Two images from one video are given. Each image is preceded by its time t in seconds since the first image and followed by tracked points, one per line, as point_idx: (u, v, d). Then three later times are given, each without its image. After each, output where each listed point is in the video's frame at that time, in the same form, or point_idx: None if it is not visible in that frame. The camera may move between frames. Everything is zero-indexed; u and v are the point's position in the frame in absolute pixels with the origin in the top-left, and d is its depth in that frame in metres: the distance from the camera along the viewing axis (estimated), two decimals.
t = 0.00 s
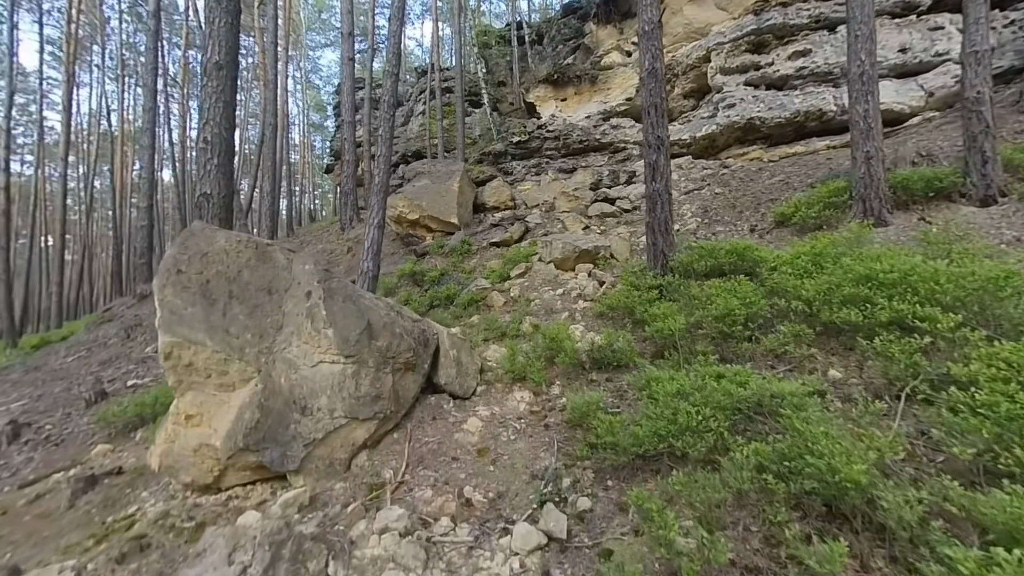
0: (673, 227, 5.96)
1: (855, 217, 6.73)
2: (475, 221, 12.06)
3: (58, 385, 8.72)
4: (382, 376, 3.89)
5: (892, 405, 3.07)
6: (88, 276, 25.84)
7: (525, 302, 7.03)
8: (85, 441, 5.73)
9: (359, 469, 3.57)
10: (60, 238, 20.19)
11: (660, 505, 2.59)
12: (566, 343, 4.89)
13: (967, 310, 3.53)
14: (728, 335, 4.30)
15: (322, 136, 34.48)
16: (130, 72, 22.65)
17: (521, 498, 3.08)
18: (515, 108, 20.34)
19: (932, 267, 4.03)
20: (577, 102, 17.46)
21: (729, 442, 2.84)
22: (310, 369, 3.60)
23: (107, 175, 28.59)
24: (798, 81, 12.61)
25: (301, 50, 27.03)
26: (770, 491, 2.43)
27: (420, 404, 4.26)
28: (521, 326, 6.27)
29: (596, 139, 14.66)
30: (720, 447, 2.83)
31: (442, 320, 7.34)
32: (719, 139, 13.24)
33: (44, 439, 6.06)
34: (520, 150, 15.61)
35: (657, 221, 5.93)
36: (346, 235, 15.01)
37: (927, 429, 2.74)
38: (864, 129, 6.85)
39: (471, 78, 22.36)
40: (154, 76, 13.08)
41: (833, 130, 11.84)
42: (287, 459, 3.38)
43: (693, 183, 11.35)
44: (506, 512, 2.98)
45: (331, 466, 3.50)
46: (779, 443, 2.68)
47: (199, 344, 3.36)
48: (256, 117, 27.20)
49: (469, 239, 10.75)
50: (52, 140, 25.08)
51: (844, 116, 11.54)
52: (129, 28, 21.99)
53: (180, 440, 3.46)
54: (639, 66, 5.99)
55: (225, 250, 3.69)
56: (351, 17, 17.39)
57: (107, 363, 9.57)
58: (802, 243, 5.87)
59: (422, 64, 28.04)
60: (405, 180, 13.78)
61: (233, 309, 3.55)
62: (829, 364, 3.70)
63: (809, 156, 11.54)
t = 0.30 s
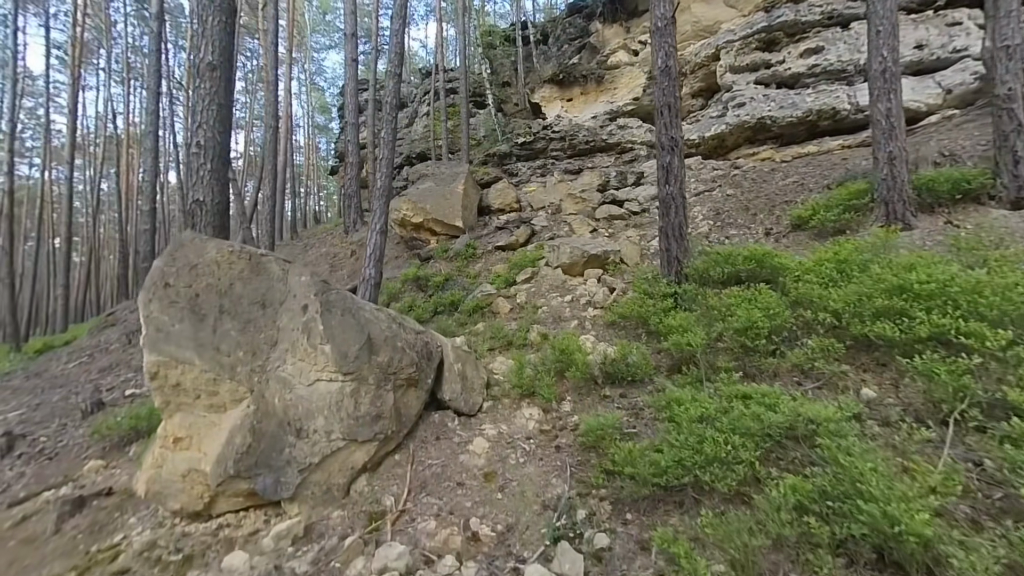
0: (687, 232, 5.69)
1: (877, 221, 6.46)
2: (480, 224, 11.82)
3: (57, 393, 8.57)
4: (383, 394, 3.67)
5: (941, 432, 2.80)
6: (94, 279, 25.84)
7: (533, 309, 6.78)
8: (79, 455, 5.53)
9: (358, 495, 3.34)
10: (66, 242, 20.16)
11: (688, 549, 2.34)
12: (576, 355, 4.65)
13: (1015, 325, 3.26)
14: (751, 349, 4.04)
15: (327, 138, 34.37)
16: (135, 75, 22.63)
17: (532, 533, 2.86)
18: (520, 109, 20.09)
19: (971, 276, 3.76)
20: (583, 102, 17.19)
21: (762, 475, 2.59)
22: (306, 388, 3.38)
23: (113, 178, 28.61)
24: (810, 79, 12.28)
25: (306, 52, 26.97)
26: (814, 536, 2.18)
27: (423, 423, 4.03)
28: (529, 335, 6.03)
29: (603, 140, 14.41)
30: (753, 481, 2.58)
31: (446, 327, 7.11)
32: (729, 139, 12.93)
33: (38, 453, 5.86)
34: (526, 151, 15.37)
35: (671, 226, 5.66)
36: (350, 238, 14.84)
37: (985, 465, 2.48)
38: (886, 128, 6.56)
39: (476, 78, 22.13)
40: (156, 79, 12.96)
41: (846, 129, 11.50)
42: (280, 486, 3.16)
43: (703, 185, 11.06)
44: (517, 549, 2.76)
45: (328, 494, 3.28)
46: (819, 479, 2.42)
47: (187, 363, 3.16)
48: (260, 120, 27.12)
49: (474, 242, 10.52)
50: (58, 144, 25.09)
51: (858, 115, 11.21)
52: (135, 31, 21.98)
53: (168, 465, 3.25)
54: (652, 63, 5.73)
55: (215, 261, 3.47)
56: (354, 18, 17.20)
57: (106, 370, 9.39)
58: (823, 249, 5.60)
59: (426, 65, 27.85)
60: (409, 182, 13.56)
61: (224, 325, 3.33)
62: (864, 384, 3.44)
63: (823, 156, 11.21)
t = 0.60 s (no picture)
0: (704, 232, 5.43)
1: (902, 220, 6.18)
2: (487, 224, 11.58)
3: (58, 398, 8.44)
4: (384, 406, 3.46)
5: (999, 455, 2.55)
6: (102, 281, 25.92)
7: (541, 312, 6.55)
8: (75, 463, 5.36)
9: (358, 515, 3.13)
10: (74, 244, 20.19)
11: None
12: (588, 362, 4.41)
13: None
14: (777, 357, 3.79)
15: (333, 139, 34.26)
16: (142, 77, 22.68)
17: (548, 561, 2.64)
18: (526, 108, 19.84)
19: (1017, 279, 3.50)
20: (590, 100, 16.92)
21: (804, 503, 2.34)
22: (303, 400, 3.18)
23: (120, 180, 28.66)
24: (823, 75, 11.94)
25: (312, 54, 26.92)
26: None
27: (428, 434, 3.82)
28: (538, 340, 5.80)
29: (610, 138, 14.16)
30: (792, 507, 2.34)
31: (453, 331, 6.90)
32: (740, 137, 12.61)
33: (34, 461, 5.70)
34: (532, 150, 15.13)
35: (688, 225, 5.39)
36: (355, 239, 14.67)
37: None
38: (912, 123, 6.27)
39: (481, 78, 21.90)
40: (162, 81, 12.90)
41: (862, 125, 11.15)
42: (275, 506, 2.95)
43: (715, 183, 10.77)
44: None
45: (326, 513, 3.07)
46: (869, 509, 2.19)
47: (176, 374, 2.96)
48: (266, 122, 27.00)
49: (480, 243, 10.31)
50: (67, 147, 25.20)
51: (874, 111, 10.86)
52: (143, 34, 22.05)
53: (157, 482, 3.05)
54: (667, 57, 5.48)
55: (208, 264, 3.27)
56: (359, 17, 17.00)
57: (109, 374, 9.26)
58: (848, 249, 5.33)
59: (431, 65, 27.68)
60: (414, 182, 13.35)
61: (216, 333, 3.14)
62: (905, 397, 3.19)
63: (839, 153, 10.87)
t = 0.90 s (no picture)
0: (720, 231, 5.16)
1: (928, 218, 5.90)
2: (492, 224, 11.35)
3: (57, 401, 8.32)
4: (382, 417, 3.25)
5: None
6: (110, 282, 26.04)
7: (548, 315, 6.32)
8: (68, 471, 5.20)
9: (352, 536, 2.91)
10: (81, 246, 20.26)
11: None
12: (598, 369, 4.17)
13: None
14: (804, 365, 3.52)
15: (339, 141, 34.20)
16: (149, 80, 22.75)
17: None
18: (532, 107, 19.58)
19: None
20: (597, 98, 16.52)
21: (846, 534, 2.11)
22: (294, 412, 2.97)
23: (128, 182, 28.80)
24: (838, 70, 11.60)
25: (319, 55, 26.85)
26: None
27: (429, 447, 3.59)
28: (544, 344, 5.56)
29: (618, 137, 13.89)
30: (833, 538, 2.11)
31: (457, 334, 6.68)
32: (750, 134, 12.28)
33: (28, 468, 5.55)
34: (538, 149, 14.89)
35: (703, 224, 5.12)
36: (359, 240, 14.51)
37: None
38: (939, 116, 5.98)
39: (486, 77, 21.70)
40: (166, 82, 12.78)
41: (877, 121, 10.80)
42: (262, 527, 2.73)
43: (727, 181, 10.47)
44: None
45: (318, 534, 2.85)
46: (923, 545, 1.95)
47: (156, 385, 2.76)
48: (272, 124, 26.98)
49: (485, 243, 10.09)
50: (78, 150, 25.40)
51: (891, 107, 10.53)
52: (150, 37, 22.12)
53: (138, 499, 2.84)
54: (680, 47, 5.24)
55: (194, 267, 3.07)
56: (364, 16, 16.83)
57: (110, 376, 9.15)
58: (872, 249, 5.05)
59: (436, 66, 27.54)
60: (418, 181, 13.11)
61: (202, 340, 2.93)
62: (948, 411, 2.95)
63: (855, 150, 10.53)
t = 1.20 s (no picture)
0: (735, 226, 4.85)
1: (956, 213, 5.57)
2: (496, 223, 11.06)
3: (51, 404, 8.14)
4: (371, 427, 2.99)
5: None
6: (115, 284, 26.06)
7: (553, 316, 6.03)
8: (53, 478, 4.99)
9: (337, 560, 2.66)
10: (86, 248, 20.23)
11: None
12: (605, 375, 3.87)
13: None
14: (833, 370, 3.22)
15: (343, 142, 34.05)
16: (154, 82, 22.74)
17: None
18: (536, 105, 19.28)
19: None
20: (603, 95, 16.21)
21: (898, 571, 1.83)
22: (274, 423, 2.72)
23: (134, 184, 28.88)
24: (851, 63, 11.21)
25: (323, 56, 26.76)
26: None
27: (424, 458, 3.33)
28: (549, 347, 5.29)
29: (624, 134, 13.59)
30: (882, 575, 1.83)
31: (458, 336, 6.41)
32: (761, 130, 11.92)
33: (14, 474, 5.35)
34: (542, 147, 14.61)
35: (717, 218, 4.82)
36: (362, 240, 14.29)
37: None
38: (967, 105, 5.66)
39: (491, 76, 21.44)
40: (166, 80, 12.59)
41: (893, 115, 10.42)
42: (236, 550, 2.48)
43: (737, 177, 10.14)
44: None
45: (298, 558, 2.60)
46: None
47: (121, 394, 2.51)
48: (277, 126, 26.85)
49: (488, 242, 9.82)
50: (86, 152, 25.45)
51: (907, 100, 10.14)
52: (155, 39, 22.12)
53: (103, 519, 2.58)
54: (691, 32, 4.96)
55: (167, 265, 2.82)
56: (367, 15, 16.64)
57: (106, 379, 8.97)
58: (898, 245, 4.75)
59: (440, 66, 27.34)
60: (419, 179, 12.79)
61: (174, 344, 2.68)
62: (997, 422, 2.68)
63: (870, 144, 10.16)
